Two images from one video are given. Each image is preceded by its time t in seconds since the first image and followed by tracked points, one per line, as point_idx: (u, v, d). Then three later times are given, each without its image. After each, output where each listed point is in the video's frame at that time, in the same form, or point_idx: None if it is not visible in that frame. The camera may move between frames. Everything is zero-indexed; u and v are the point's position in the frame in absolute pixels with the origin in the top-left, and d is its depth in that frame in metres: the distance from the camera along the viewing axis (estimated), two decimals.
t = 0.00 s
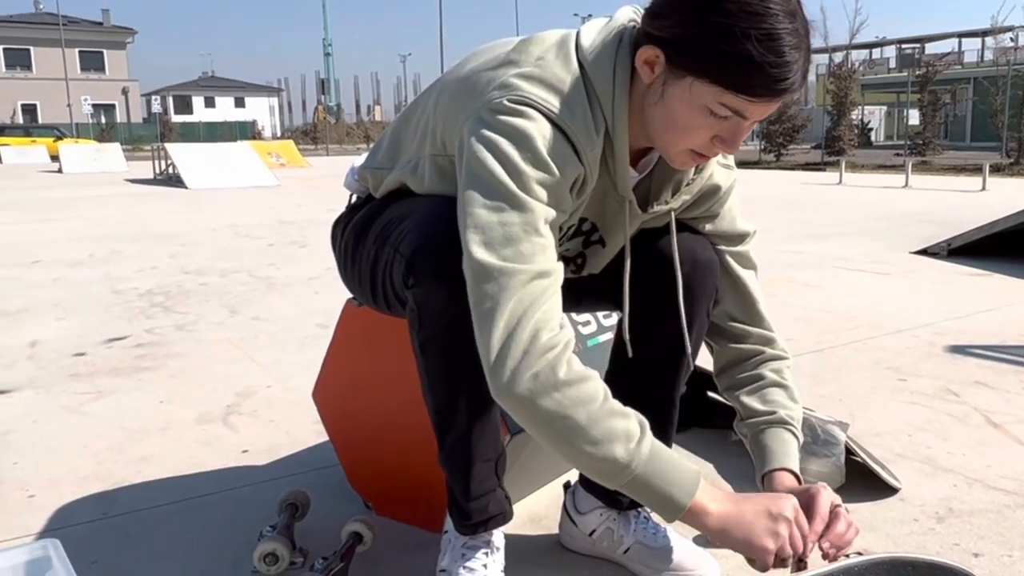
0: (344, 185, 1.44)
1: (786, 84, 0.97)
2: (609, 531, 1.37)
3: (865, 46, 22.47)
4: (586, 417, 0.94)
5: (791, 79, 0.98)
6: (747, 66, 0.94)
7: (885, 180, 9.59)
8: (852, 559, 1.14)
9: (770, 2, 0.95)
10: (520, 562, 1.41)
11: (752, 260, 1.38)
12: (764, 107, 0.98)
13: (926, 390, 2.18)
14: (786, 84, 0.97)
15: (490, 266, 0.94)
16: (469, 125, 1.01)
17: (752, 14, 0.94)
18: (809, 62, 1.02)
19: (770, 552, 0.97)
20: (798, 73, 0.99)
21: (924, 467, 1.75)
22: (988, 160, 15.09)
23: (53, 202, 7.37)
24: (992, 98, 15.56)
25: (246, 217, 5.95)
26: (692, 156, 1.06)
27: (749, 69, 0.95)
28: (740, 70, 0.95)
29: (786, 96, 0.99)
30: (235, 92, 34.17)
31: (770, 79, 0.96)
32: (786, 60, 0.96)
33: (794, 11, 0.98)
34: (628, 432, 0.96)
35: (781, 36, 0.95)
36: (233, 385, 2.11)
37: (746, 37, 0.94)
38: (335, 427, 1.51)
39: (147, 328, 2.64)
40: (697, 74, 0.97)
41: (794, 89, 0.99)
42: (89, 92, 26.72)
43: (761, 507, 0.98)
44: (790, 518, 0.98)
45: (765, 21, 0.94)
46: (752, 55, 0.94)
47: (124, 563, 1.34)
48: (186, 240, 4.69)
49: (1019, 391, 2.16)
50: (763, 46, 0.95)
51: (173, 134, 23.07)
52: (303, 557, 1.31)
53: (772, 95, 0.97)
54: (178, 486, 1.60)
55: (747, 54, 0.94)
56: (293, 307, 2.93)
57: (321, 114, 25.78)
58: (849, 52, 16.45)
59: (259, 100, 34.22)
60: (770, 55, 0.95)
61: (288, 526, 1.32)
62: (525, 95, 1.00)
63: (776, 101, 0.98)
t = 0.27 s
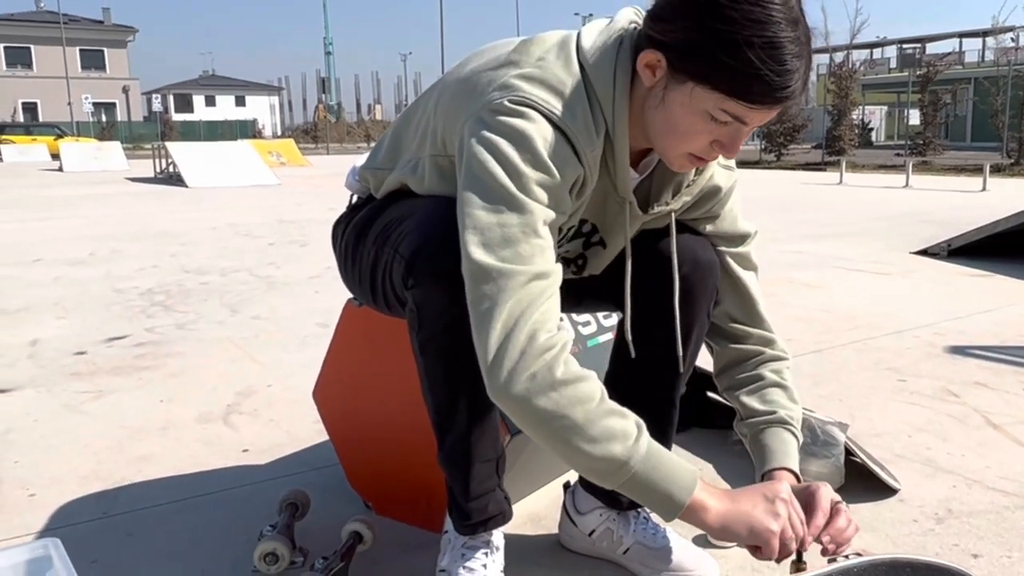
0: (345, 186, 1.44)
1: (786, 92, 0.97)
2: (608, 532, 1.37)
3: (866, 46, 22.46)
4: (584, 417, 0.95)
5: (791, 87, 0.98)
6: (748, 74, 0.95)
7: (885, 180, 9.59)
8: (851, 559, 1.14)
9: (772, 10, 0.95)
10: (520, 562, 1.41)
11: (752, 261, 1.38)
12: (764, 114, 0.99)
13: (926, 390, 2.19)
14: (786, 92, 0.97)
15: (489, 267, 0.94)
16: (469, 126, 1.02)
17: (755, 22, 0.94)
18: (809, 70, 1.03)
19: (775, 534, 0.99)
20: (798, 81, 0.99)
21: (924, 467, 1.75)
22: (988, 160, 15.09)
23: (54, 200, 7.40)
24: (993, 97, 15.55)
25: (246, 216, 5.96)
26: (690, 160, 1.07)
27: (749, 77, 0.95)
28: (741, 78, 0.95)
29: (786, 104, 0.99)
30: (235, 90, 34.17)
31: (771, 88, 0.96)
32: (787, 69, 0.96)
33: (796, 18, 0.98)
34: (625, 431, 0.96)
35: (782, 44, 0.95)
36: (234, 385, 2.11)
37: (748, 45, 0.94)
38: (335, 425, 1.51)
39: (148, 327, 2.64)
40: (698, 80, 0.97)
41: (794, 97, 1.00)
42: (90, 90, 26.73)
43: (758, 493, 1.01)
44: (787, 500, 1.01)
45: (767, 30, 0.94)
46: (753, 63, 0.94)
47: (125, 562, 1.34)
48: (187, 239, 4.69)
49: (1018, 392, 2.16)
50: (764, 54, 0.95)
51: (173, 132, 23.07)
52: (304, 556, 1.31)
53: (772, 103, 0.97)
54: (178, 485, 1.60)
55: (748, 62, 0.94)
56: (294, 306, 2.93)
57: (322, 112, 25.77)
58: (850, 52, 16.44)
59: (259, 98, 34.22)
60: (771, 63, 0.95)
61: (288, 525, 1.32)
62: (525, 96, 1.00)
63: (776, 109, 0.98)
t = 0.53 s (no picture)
0: (345, 185, 1.44)
1: (789, 96, 0.97)
2: (608, 531, 1.37)
3: (866, 46, 22.46)
4: (581, 414, 0.94)
5: (795, 92, 0.98)
6: (751, 77, 0.94)
7: (885, 180, 9.59)
8: (851, 558, 1.14)
9: (776, 13, 0.95)
10: (519, 561, 1.41)
11: (752, 261, 1.38)
12: (766, 116, 0.99)
13: (925, 390, 2.19)
14: (790, 96, 0.97)
15: (486, 266, 0.94)
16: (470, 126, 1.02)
17: (759, 25, 0.94)
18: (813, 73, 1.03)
19: (775, 526, 0.98)
20: (802, 85, 0.99)
21: (924, 467, 1.75)
22: (988, 161, 15.10)
23: (53, 198, 7.40)
24: (993, 98, 15.55)
25: (246, 215, 5.96)
26: (691, 160, 1.07)
27: (753, 81, 0.95)
28: (744, 81, 0.95)
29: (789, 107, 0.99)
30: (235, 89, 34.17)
31: (775, 92, 0.96)
32: (790, 73, 0.96)
33: (801, 22, 0.98)
34: (622, 426, 0.96)
35: (786, 48, 0.95)
36: (234, 383, 2.11)
37: (752, 48, 0.94)
38: (335, 424, 1.51)
39: (148, 326, 2.64)
40: (701, 82, 0.97)
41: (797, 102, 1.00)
42: (90, 89, 26.72)
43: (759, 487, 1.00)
44: (787, 492, 1.00)
45: (771, 33, 0.94)
46: (757, 67, 0.94)
47: (124, 560, 1.34)
48: (187, 237, 4.69)
49: (1018, 392, 2.16)
50: (768, 58, 0.95)
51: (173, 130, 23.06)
52: (303, 555, 1.31)
53: (775, 107, 0.97)
54: (178, 484, 1.60)
55: (753, 66, 0.94)
56: (294, 305, 2.93)
57: (322, 111, 25.77)
58: (850, 52, 16.44)
59: (259, 97, 34.22)
60: (775, 68, 0.95)
61: (288, 524, 1.32)
62: (527, 96, 1.00)
63: (779, 112, 0.98)
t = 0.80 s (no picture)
0: (345, 185, 1.44)
1: (790, 99, 0.97)
2: (608, 530, 1.37)
3: (866, 46, 22.47)
4: (567, 407, 0.95)
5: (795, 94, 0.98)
6: (752, 80, 0.94)
7: (886, 180, 9.59)
8: (851, 558, 1.15)
9: (778, 16, 0.95)
10: (520, 560, 1.42)
11: (750, 262, 1.38)
12: (766, 119, 0.99)
13: (925, 390, 2.19)
14: (790, 99, 0.97)
15: (475, 263, 0.94)
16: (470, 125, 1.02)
17: (760, 29, 0.94)
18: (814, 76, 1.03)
19: (764, 511, 0.98)
20: (802, 87, 0.99)
21: (923, 467, 1.75)
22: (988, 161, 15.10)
23: (53, 198, 7.40)
24: (993, 98, 15.55)
25: (246, 214, 5.96)
26: (690, 161, 1.07)
27: (753, 84, 0.95)
28: (745, 84, 0.95)
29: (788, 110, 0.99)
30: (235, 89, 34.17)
31: (775, 95, 0.96)
32: (791, 77, 0.96)
33: (801, 26, 0.98)
34: (607, 415, 0.96)
35: (787, 52, 0.95)
36: (234, 383, 2.11)
37: (754, 52, 0.94)
38: (335, 424, 1.51)
39: (147, 325, 2.64)
40: (702, 83, 0.97)
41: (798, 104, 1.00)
42: (90, 89, 26.72)
43: (744, 472, 0.99)
44: (779, 477, 0.99)
45: (772, 36, 0.94)
46: (757, 70, 0.94)
47: (124, 559, 1.34)
48: (186, 237, 4.69)
49: (1018, 392, 2.17)
50: (769, 62, 0.95)
51: (173, 130, 23.04)
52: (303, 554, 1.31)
53: (775, 110, 0.97)
54: (178, 483, 1.60)
55: (753, 70, 0.94)
56: (293, 304, 2.93)
57: (321, 111, 25.76)
58: (850, 51, 16.43)
59: (259, 97, 34.21)
60: (775, 71, 0.95)
61: (288, 523, 1.32)
62: (529, 97, 1.00)
63: (778, 115, 0.99)
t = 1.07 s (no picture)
0: (344, 187, 1.44)
1: (787, 107, 0.97)
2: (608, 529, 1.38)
3: (866, 45, 22.46)
4: (547, 437, 0.95)
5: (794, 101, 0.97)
6: (750, 89, 0.94)
7: (885, 179, 9.58)
8: (850, 557, 1.14)
9: (776, 25, 0.94)
10: (519, 559, 1.41)
11: (744, 262, 1.38)
12: (764, 127, 0.98)
13: (924, 389, 2.19)
14: (788, 107, 0.97)
15: (469, 277, 0.93)
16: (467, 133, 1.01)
17: (759, 37, 0.93)
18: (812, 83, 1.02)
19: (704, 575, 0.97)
20: (801, 94, 0.98)
21: (922, 466, 1.75)
22: (988, 160, 15.10)
23: (52, 198, 7.39)
24: (993, 97, 15.56)
25: (245, 214, 5.95)
26: (688, 168, 1.06)
27: (751, 93, 0.94)
28: (743, 93, 0.94)
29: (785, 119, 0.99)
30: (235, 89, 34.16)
31: (773, 104, 0.95)
32: (789, 85, 0.95)
33: (800, 33, 0.97)
34: (583, 453, 0.96)
35: (786, 61, 0.95)
36: (234, 382, 2.11)
37: (752, 61, 0.93)
38: (335, 426, 1.51)
39: (147, 325, 2.64)
40: (699, 92, 0.97)
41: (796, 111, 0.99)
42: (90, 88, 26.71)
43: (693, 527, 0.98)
44: (725, 542, 0.98)
45: (771, 45, 0.93)
46: (755, 80, 0.94)
47: (123, 559, 1.34)
48: (185, 237, 4.69)
49: (1017, 391, 2.17)
50: (768, 71, 0.94)
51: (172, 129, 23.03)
52: (302, 554, 1.31)
53: (772, 118, 0.97)
54: (177, 483, 1.60)
55: (750, 79, 0.93)
56: (293, 304, 2.93)
57: (321, 111, 25.76)
58: (850, 51, 16.43)
59: (259, 97, 34.20)
60: (774, 80, 0.94)
61: (287, 523, 1.32)
62: (526, 107, 1.00)
63: (776, 123, 0.98)
